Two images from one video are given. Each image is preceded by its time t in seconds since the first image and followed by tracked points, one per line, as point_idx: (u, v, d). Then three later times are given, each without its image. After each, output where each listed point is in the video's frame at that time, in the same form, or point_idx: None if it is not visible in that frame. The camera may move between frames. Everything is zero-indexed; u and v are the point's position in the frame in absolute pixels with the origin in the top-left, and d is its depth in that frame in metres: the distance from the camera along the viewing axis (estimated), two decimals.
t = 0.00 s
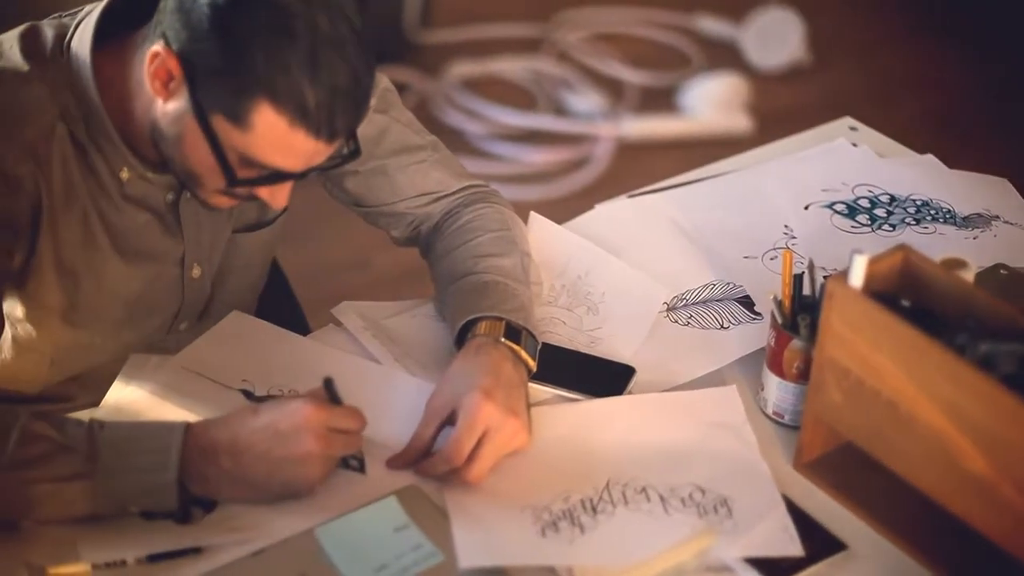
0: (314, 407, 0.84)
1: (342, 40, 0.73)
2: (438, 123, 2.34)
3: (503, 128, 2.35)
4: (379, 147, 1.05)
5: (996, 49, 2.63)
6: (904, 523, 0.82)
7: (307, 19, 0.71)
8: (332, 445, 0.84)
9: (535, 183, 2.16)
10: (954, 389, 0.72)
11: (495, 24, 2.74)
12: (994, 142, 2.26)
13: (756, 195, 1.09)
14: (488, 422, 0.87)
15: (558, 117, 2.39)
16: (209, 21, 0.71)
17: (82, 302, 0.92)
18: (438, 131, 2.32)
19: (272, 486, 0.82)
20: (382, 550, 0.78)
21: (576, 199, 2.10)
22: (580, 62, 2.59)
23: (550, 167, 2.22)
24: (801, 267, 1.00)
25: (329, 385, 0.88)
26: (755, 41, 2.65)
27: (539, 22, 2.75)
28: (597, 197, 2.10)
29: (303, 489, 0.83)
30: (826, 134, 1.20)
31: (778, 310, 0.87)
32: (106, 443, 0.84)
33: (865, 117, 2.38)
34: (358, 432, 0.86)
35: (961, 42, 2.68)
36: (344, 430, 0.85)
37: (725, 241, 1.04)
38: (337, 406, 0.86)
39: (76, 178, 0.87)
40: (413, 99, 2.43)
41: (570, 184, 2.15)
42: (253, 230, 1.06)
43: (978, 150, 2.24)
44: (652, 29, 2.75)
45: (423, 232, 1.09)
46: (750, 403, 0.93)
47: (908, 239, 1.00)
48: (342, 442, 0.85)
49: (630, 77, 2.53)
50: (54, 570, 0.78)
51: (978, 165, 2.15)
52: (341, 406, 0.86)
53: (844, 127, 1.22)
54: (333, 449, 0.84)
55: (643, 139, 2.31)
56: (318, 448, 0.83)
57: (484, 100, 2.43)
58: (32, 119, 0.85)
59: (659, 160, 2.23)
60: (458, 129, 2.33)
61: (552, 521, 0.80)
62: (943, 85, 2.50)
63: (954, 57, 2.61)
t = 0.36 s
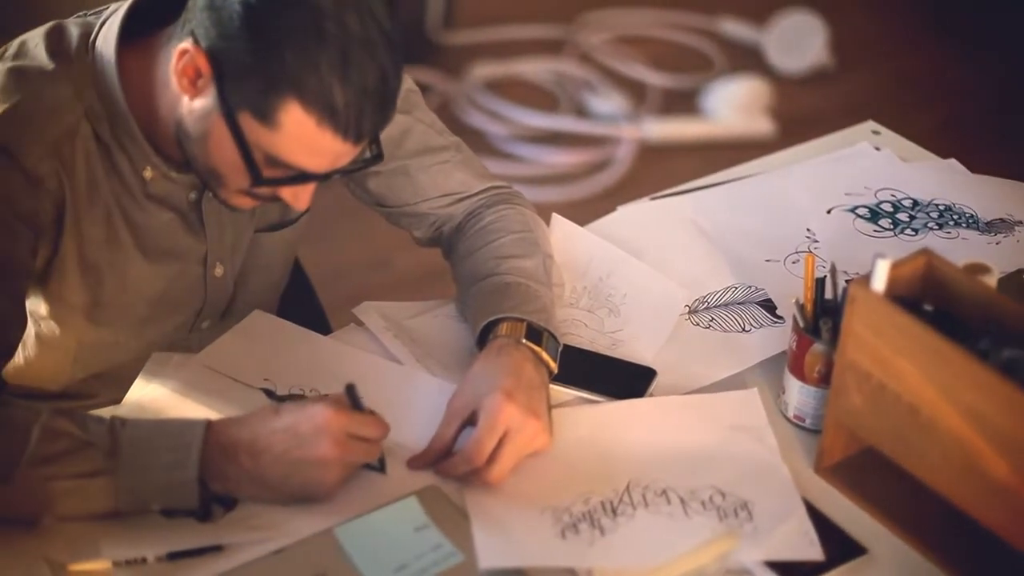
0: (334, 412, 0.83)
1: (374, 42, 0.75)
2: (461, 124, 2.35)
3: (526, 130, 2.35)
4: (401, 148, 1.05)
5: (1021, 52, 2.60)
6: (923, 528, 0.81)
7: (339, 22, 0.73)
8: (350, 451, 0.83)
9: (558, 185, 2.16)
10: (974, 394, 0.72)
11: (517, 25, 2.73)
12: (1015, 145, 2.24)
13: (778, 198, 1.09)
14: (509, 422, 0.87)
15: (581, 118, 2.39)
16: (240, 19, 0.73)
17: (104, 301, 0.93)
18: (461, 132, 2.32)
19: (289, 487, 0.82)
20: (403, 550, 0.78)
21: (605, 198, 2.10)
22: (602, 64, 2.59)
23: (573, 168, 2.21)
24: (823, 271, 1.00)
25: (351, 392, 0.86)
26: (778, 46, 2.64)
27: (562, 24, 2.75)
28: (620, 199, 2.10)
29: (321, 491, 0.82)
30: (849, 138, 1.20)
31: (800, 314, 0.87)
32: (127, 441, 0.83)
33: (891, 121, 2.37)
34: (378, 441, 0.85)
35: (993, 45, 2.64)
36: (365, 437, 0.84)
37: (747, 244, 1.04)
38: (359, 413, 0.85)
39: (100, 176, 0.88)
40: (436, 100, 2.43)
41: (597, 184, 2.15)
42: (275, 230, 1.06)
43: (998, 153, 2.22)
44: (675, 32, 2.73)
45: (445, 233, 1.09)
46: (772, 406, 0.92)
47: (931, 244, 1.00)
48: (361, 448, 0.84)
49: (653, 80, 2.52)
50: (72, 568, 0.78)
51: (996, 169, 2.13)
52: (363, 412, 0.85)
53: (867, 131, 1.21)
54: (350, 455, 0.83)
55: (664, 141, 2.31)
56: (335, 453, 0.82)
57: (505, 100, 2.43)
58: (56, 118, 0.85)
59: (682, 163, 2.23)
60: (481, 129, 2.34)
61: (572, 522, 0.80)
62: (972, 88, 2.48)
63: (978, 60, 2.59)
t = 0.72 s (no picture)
0: (353, 415, 0.83)
1: (402, 46, 0.75)
2: (483, 124, 2.35)
3: (549, 131, 2.34)
4: (424, 149, 1.05)
5: None
6: (943, 533, 0.81)
7: (368, 25, 0.73)
8: (366, 454, 0.82)
9: (580, 186, 2.16)
10: (997, 400, 0.72)
11: (538, 26, 2.73)
12: None
13: (800, 201, 1.09)
14: (530, 424, 0.87)
15: (602, 120, 2.39)
16: (270, 21, 0.74)
17: (128, 300, 0.94)
18: (484, 132, 2.32)
19: (307, 487, 0.81)
20: (422, 550, 0.78)
21: (630, 197, 2.11)
22: (623, 65, 2.58)
23: (596, 170, 2.21)
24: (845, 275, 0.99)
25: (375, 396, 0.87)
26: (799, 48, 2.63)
27: (584, 26, 2.74)
28: (640, 200, 2.10)
29: (338, 490, 0.81)
30: (871, 141, 1.20)
31: (822, 317, 0.86)
32: (146, 439, 0.83)
33: (916, 123, 2.35)
34: (395, 445, 0.84)
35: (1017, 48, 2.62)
36: (381, 441, 0.84)
37: (769, 247, 1.04)
38: (377, 418, 0.84)
39: (124, 176, 0.88)
40: (459, 100, 2.44)
41: (619, 185, 2.15)
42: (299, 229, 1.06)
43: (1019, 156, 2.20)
44: (698, 33, 2.72)
45: (467, 233, 1.09)
46: (792, 410, 0.92)
47: (954, 248, 1.00)
48: (377, 453, 0.83)
49: (675, 82, 2.51)
50: (93, 566, 0.77)
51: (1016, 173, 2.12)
52: (382, 418, 0.85)
53: (890, 134, 1.21)
54: (366, 459, 0.82)
55: (684, 144, 2.30)
56: (351, 457, 0.81)
57: (525, 100, 2.43)
58: (81, 117, 0.85)
59: (704, 164, 2.22)
60: (502, 130, 2.34)
61: (591, 524, 0.80)
62: (998, 91, 2.46)
63: (1001, 63, 2.57)
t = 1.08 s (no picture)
0: (372, 414, 0.83)
1: (429, 50, 0.75)
2: (502, 124, 2.35)
3: (568, 132, 2.34)
4: (444, 149, 1.05)
5: None
6: (962, 537, 0.80)
7: (395, 30, 0.74)
8: (384, 453, 0.83)
9: (599, 187, 2.16)
10: (1016, 403, 0.71)
11: (557, 28, 2.72)
12: None
13: (819, 204, 1.09)
14: (548, 425, 0.87)
15: (622, 122, 2.38)
16: (297, 23, 0.74)
17: (149, 298, 0.94)
18: (504, 133, 2.32)
19: (325, 486, 0.81)
20: (440, 550, 0.78)
21: (650, 198, 2.11)
22: (644, 66, 2.58)
23: (615, 171, 2.21)
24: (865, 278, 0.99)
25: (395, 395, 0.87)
26: (821, 51, 2.62)
27: (603, 28, 2.74)
28: (659, 202, 2.10)
29: (356, 489, 0.81)
30: (891, 145, 1.19)
31: (842, 321, 0.86)
32: (165, 437, 0.82)
33: (938, 125, 2.34)
34: (409, 443, 0.85)
35: None
36: (398, 438, 0.84)
37: (788, 250, 1.03)
38: (394, 415, 0.85)
39: (145, 176, 0.89)
40: (478, 100, 2.44)
41: (638, 185, 2.15)
42: (319, 229, 1.06)
43: None
44: (718, 35, 2.71)
45: (487, 234, 1.09)
46: (811, 413, 0.92)
47: (974, 252, 0.99)
48: (394, 450, 0.83)
49: (694, 84, 2.50)
50: (111, 563, 0.76)
51: None
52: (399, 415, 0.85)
53: (910, 137, 1.21)
54: (384, 458, 0.83)
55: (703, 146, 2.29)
56: (371, 456, 0.82)
57: (543, 101, 2.43)
58: (104, 117, 0.86)
59: (724, 165, 2.21)
60: (522, 130, 2.34)
61: (609, 526, 0.80)
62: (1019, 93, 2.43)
63: None
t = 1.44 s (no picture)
0: (390, 409, 0.84)
1: (458, 48, 0.75)
2: (522, 126, 2.35)
3: (588, 134, 2.34)
4: (464, 149, 1.05)
5: None
6: (983, 543, 0.80)
7: (425, 29, 0.74)
8: (406, 446, 0.83)
9: (618, 189, 2.15)
10: None
11: (576, 29, 2.72)
12: None
13: (839, 207, 1.09)
14: (567, 426, 0.87)
15: (642, 123, 2.38)
16: (327, 22, 0.75)
17: (171, 297, 0.95)
18: (524, 135, 2.33)
19: (345, 484, 0.81)
20: (459, 550, 0.78)
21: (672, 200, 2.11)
22: (665, 69, 2.57)
23: (635, 172, 2.21)
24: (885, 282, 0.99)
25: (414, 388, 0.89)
26: (841, 52, 2.61)
27: (624, 29, 2.73)
28: (679, 205, 2.10)
29: (375, 487, 0.81)
30: (912, 148, 1.19)
31: (861, 324, 0.86)
32: (185, 437, 0.82)
33: (963, 128, 2.32)
34: (429, 435, 0.86)
35: None
36: (418, 431, 0.85)
37: (808, 253, 1.03)
38: (413, 409, 0.85)
39: (168, 174, 0.89)
40: (499, 102, 2.45)
41: (657, 188, 2.15)
42: (340, 228, 1.07)
43: None
44: (739, 37, 2.70)
45: (507, 235, 1.10)
46: (829, 416, 0.92)
47: (995, 257, 0.99)
48: (415, 443, 0.84)
49: (715, 87, 2.50)
50: (129, 561, 0.76)
51: None
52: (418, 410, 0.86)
53: (931, 141, 1.20)
54: (407, 451, 0.83)
55: (724, 149, 2.29)
56: (394, 451, 0.82)
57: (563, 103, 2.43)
58: (128, 116, 0.86)
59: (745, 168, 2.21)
60: (542, 133, 2.34)
61: (627, 528, 0.80)
62: None
63: None
